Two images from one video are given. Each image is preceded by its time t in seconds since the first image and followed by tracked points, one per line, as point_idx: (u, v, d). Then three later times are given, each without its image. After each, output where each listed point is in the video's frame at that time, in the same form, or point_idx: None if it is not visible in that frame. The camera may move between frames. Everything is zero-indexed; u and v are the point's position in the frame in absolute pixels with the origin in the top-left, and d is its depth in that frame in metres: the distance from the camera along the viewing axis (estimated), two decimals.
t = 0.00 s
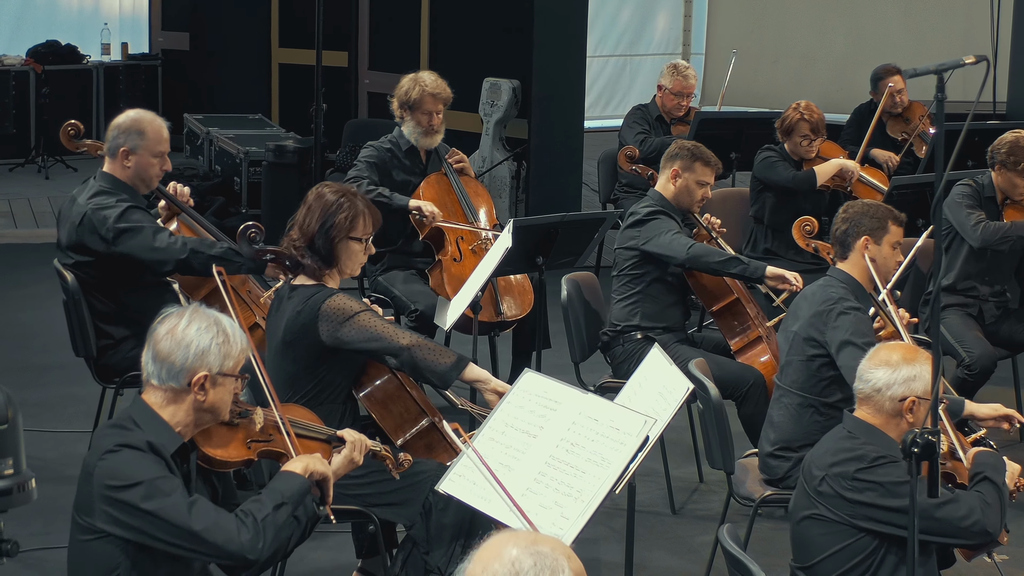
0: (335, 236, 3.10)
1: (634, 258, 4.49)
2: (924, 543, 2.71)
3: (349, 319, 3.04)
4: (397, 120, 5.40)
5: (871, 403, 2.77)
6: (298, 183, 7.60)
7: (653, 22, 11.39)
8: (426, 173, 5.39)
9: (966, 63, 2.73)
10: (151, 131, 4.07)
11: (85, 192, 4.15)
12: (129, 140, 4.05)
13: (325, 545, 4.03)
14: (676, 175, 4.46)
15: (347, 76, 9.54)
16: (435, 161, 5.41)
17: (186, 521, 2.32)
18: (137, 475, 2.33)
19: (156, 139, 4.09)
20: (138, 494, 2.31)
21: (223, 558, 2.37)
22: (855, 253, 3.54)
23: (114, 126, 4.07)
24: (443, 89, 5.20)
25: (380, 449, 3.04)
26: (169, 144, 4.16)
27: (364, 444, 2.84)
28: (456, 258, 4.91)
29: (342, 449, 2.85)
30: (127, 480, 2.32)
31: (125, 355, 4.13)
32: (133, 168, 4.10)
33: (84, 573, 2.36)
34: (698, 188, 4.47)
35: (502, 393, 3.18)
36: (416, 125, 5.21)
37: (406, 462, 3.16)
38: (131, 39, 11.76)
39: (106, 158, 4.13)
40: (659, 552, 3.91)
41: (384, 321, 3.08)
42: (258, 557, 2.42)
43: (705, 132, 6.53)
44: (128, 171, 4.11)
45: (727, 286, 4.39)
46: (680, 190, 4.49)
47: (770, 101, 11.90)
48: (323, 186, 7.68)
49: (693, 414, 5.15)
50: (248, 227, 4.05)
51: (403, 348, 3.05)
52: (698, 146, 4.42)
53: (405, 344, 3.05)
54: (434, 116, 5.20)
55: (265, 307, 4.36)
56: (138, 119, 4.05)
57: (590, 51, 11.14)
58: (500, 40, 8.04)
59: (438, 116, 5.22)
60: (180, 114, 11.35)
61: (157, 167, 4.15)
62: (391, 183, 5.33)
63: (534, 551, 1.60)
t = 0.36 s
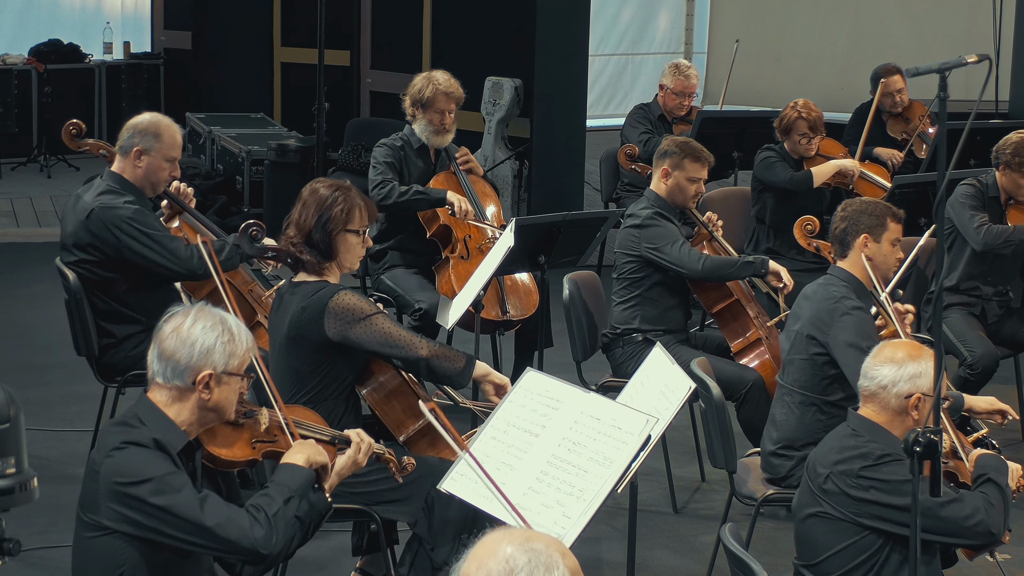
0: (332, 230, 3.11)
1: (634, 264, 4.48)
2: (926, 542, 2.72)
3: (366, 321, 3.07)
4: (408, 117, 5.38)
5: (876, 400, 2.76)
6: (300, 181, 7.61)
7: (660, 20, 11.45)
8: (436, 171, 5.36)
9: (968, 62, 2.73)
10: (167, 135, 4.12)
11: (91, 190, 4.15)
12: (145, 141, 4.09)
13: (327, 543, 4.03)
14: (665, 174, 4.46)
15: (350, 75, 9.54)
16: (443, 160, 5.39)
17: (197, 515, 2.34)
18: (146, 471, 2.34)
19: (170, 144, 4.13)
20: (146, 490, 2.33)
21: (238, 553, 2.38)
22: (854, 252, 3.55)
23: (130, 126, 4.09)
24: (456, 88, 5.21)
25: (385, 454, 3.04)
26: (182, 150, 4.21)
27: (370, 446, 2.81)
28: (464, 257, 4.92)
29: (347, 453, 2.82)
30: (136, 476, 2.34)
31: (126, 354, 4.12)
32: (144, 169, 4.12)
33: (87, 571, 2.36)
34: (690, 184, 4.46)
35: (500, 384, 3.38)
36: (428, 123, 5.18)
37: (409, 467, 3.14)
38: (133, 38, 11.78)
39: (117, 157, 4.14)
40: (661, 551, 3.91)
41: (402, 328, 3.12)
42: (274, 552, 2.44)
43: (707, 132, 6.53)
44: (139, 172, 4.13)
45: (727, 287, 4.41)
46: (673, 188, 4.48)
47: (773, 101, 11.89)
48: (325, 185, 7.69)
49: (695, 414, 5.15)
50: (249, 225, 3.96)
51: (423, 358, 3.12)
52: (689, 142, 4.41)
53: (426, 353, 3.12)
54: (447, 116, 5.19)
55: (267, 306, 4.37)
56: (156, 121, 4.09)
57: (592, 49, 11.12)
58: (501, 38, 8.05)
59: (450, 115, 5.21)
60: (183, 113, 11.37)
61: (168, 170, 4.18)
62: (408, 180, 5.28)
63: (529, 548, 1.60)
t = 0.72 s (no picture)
0: (331, 238, 3.09)
1: (628, 272, 4.48)
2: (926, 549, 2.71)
3: (372, 343, 3.07)
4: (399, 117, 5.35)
5: (876, 400, 2.77)
6: (300, 181, 7.61)
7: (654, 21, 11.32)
8: (430, 172, 5.37)
9: (970, 62, 2.73)
10: (156, 128, 4.09)
11: (89, 191, 4.14)
12: (135, 138, 4.07)
13: (327, 543, 4.03)
14: (654, 180, 4.44)
15: (350, 74, 9.55)
16: (438, 159, 5.39)
17: (192, 523, 2.33)
18: (144, 474, 2.33)
19: (160, 136, 4.11)
20: (142, 493, 2.32)
21: (228, 562, 2.36)
22: (859, 252, 3.53)
23: (116, 125, 4.07)
24: (446, 86, 5.21)
25: (382, 450, 3.04)
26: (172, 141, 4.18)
27: (370, 443, 2.79)
28: (460, 257, 4.93)
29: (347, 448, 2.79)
30: (133, 478, 2.33)
31: (127, 354, 4.12)
32: (139, 166, 4.10)
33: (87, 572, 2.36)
34: (679, 190, 4.42)
35: (483, 393, 3.37)
36: (420, 122, 5.17)
37: (406, 462, 3.13)
38: (133, 38, 11.77)
39: (110, 157, 4.12)
40: (662, 551, 3.91)
41: (400, 352, 3.11)
42: (265, 562, 2.42)
43: (708, 131, 6.53)
44: (133, 170, 4.10)
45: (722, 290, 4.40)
46: (663, 194, 4.45)
47: (773, 100, 11.89)
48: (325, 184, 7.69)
49: (696, 414, 5.15)
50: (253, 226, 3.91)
51: (422, 395, 3.11)
52: (684, 147, 4.39)
53: (425, 391, 3.11)
54: (439, 114, 5.17)
55: (269, 305, 4.37)
56: (142, 116, 4.07)
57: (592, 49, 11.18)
58: (501, 38, 8.05)
59: (442, 113, 5.19)
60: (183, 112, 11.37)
61: (161, 164, 4.16)
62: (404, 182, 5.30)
63: (523, 547, 1.60)
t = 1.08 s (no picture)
0: (325, 239, 3.07)
1: (626, 269, 4.47)
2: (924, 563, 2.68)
3: (341, 326, 3.01)
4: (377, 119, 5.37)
5: (874, 402, 2.77)
6: (300, 181, 7.59)
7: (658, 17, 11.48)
8: (414, 172, 5.36)
9: (970, 62, 2.72)
10: (129, 121, 4.04)
11: (77, 191, 4.14)
12: (111, 136, 4.04)
13: (326, 545, 4.01)
14: (660, 177, 4.43)
15: (349, 74, 9.54)
16: (424, 158, 5.36)
17: (181, 536, 2.31)
18: (141, 481, 2.33)
19: (136, 128, 4.07)
20: (135, 499, 2.31)
21: None
22: (865, 253, 3.50)
23: (90, 125, 4.03)
24: (422, 86, 5.18)
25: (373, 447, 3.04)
26: (150, 131, 4.14)
27: (365, 443, 2.84)
28: (451, 259, 4.90)
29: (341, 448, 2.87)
30: (127, 486, 2.32)
31: (125, 354, 4.11)
32: (123, 162, 4.09)
33: None
34: (686, 188, 4.42)
35: (494, 396, 3.03)
36: (398, 123, 5.17)
37: (403, 463, 3.17)
38: (131, 37, 11.74)
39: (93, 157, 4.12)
40: (662, 553, 3.89)
41: (377, 331, 3.02)
42: None
43: (708, 131, 6.52)
44: (117, 166, 4.10)
45: (723, 291, 4.38)
46: (667, 192, 4.44)
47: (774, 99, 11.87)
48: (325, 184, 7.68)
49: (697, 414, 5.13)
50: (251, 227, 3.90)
51: (391, 361, 2.96)
52: (687, 145, 4.37)
53: (393, 356, 2.96)
54: (417, 113, 5.17)
55: (267, 305, 4.35)
56: (112, 113, 4.02)
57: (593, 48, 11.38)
58: (501, 38, 8.04)
59: (420, 112, 5.19)
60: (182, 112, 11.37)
61: (144, 155, 4.13)
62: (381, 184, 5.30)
63: (520, 547, 1.59)
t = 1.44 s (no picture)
0: (327, 238, 3.05)
1: (630, 266, 4.45)
2: None
3: (340, 322, 2.98)
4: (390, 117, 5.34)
5: (874, 407, 2.77)
6: (297, 181, 7.56)
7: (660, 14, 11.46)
8: (422, 173, 5.32)
9: (974, 61, 2.69)
10: (110, 118, 4.01)
11: (71, 194, 4.11)
12: (94, 135, 3.99)
13: (325, 549, 3.98)
14: (669, 174, 4.41)
15: (348, 74, 9.51)
16: (431, 159, 5.34)
17: (169, 555, 2.30)
18: (135, 491, 2.33)
19: (118, 123, 4.02)
20: (130, 509, 2.32)
21: None
22: (872, 254, 3.46)
23: (74, 126, 4.01)
24: (434, 86, 5.15)
25: (366, 446, 3.02)
26: (134, 125, 4.10)
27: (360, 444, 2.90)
28: (455, 259, 4.88)
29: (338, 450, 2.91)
30: (121, 494, 2.33)
31: (121, 357, 4.09)
32: (112, 160, 4.04)
33: None
34: (692, 187, 4.40)
35: (499, 394, 3.04)
36: (409, 123, 5.14)
37: (400, 463, 3.13)
38: (127, 37, 11.78)
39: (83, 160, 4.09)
40: (662, 557, 3.87)
41: (376, 323, 3.01)
42: None
43: (709, 131, 6.49)
44: (106, 165, 4.05)
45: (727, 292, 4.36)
46: (674, 190, 4.42)
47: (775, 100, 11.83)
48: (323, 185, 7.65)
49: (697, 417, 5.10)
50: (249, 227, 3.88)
51: (391, 351, 2.97)
52: (692, 144, 4.36)
53: (394, 346, 2.98)
54: (427, 113, 5.13)
55: (264, 308, 4.32)
56: (94, 112, 3.99)
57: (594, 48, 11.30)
58: (501, 38, 8.01)
59: (431, 113, 5.15)
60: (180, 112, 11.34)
61: (132, 150, 4.09)
62: (390, 181, 5.27)
63: (519, 553, 1.56)
